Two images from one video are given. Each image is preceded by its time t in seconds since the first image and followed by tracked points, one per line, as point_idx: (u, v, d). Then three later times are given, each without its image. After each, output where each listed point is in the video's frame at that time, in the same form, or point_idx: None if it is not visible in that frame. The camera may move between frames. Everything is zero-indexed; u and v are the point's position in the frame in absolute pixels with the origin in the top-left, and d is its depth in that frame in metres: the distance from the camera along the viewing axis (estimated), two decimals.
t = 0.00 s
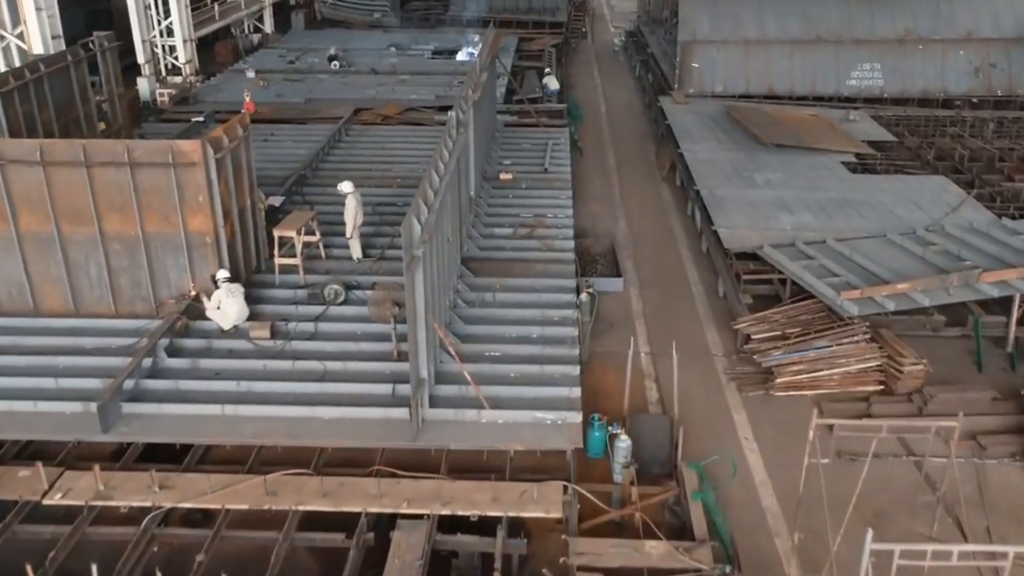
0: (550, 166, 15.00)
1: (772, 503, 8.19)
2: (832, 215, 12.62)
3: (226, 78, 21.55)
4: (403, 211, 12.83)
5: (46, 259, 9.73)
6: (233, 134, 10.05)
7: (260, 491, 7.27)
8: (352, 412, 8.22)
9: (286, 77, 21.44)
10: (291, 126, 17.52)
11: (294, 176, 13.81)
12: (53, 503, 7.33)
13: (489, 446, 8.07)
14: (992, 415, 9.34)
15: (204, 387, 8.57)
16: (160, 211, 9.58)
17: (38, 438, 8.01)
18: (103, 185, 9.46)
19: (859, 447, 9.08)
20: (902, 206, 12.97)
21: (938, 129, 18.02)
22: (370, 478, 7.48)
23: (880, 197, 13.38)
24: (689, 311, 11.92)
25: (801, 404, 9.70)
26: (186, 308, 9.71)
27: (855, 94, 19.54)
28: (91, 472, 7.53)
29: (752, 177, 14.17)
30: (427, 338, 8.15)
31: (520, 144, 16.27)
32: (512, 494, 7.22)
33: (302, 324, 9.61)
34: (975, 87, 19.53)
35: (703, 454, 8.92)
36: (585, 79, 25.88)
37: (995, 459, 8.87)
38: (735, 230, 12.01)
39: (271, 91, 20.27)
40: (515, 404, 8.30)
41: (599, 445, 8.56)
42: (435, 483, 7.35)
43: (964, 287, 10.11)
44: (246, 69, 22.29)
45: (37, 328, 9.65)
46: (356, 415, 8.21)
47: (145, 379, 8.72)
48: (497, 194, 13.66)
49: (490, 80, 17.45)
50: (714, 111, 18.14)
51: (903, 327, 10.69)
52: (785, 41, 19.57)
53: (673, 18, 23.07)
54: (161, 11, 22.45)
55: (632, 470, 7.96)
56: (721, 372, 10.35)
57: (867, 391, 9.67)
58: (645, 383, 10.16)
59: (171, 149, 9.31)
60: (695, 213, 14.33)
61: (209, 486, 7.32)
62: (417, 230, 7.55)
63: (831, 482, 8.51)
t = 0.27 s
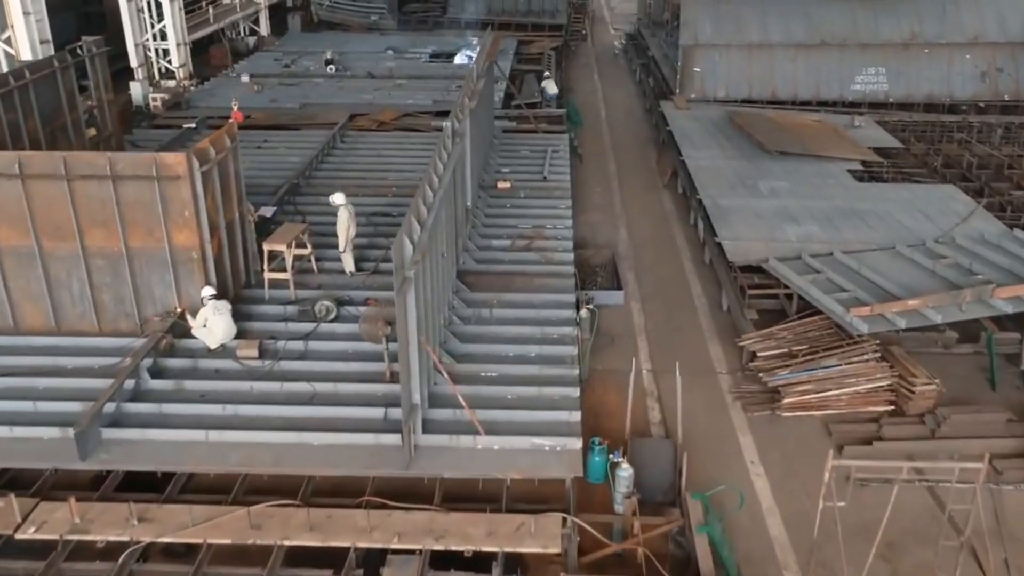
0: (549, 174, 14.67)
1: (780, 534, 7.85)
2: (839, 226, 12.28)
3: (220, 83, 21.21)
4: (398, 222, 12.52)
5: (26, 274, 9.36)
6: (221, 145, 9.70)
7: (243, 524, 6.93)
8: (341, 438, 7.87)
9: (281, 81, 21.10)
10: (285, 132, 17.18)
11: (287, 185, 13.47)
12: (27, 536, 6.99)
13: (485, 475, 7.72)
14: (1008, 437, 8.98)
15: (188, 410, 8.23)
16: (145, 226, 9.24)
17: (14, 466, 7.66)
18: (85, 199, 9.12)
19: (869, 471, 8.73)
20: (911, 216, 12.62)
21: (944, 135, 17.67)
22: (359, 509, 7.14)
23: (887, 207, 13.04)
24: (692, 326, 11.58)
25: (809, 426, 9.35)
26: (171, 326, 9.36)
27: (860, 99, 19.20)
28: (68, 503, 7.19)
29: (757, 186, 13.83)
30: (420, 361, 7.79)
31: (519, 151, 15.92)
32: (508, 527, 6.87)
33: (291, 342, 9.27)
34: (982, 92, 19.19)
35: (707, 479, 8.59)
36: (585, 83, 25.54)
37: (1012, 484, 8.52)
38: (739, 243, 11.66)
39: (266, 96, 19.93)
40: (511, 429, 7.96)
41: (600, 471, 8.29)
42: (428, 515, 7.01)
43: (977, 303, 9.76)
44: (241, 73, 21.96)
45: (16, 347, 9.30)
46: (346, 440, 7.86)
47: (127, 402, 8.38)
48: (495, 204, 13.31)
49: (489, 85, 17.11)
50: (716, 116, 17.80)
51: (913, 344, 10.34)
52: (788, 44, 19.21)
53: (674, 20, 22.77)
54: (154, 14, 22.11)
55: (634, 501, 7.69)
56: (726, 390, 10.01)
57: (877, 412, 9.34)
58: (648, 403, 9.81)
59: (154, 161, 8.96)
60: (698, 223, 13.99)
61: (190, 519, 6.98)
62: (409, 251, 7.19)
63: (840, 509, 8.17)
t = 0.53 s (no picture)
0: (548, 185, 14.28)
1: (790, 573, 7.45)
2: (847, 241, 11.91)
3: (213, 88, 20.83)
4: (392, 235, 12.14)
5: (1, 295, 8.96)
6: (205, 159, 9.30)
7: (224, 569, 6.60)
8: (328, 470, 7.47)
9: (276, 87, 20.71)
10: (278, 139, 16.80)
11: (278, 197, 13.10)
12: None
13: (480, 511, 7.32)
14: None
15: (168, 441, 7.84)
16: (125, 244, 8.85)
17: None
18: (62, 216, 8.72)
19: (884, 501, 8.31)
20: (921, 230, 12.24)
21: (952, 143, 17.28)
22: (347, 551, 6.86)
23: (897, 219, 12.65)
24: (696, 344, 11.20)
25: (819, 453, 8.95)
26: (152, 349, 8.97)
27: (866, 105, 18.81)
28: (38, 544, 6.80)
29: (761, 198, 13.45)
30: (411, 391, 7.40)
31: (517, 159, 15.54)
32: (503, 570, 6.62)
33: (278, 366, 8.91)
34: (989, 98, 18.82)
35: (713, 512, 8.21)
36: (585, 87, 25.17)
37: None
38: (745, 258, 11.29)
39: (260, 102, 19.55)
40: (507, 462, 7.59)
41: (601, 502, 7.94)
42: (419, 558, 6.72)
43: (994, 323, 9.36)
44: (235, 78, 21.57)
45: None
46: (333, 473, 7.47)
47: (104, 431, 7.98)
48: (492, 216, 12.93)
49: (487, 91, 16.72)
50: (719, 123, 17.41)
51: (926, 365, 9.96)
52: (792, 50, 18.81)
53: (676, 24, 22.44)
54: (146, 18, 21.71)
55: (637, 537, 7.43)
56: (731, 414, 9.63)
57: (890, 438, 8.95)
58: (650, 429, 9.43)
59: (134, 177, 8.56)
60: (701, 236, 13.60)
61: (168, 563, 6.61)
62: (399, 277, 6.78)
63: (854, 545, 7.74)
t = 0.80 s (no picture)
0: (547, 194, 13.95)
1: None
2: (855, 253, 11.57)
3: (207, 92, 20.49)
4: (387, 247, 11.82)
5: None
6: (191, 172, 8.96)
7: None
8: (317, 501, 7.14)
9: (271, 91, 20.38)
10: (272, 146, 16.47)
11: (269, 207, 12.76)
12: None
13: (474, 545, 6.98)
14: None
15: (150, 469, 7.51)
16: (108, 261, 8.52)
17: None
18: (42, 232, 8.38)
19: (896, 531, 7.98)
20: (930, 241, 11.90)
21: (960, 149, 16.94)
22: None
23: (905, 230, 12.29)
24: (699, 360, 10.86)
25: (828, 478, 8.62)
26: (136, 369, 8.62)
27: (871, 110, 18.47)
28: None
29: (766, 208, 13.10)
30: (404, 418, 7.06)
31: (516, 167, 15.20)
32: None
33: (267, 387, 8.56)
34: (996, 104, 18.31)
35: (718, 542, 7.87)
36: (585, 91, 24.85)
37: None
38: (750, 271, 10.97)
39: (254, 107, 19.21)
40: (504, 493, 7.27)
41: (602, 532, 7.61)
42: None
43: (1008, 341, 9.02)
44: (229, 82, 21.24)
45: None
46: (322, 504, 7.14)
47: (84, 458, 7.65)
48: (490, 227, 12.59)
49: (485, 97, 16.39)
50: (722, 129, 17.08)
51: (938, 385, 9.63)
52: (796, 54, 18.48)
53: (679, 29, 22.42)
54: (140, 21, 21.38)
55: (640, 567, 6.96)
56: (736, 435, 9.30)
57: (902, 462, 8.60)
58: (653, 451, 9.10)
59: (117, 192, 8.23)
60: (705, 246, 13.27)
61: None
62: (390, 301, 6.43)
63: None
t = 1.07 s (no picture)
0: (546, 203, 13.62)
1: None
2: (863, 266, 11.23)
3: (200, 97, 20.15)
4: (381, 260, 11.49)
5: None
6: (176, 186, 8.63)
7: None
8: (303, 534, 6.81)
9: (266, 95, 20.04)
10: (266, 152, 16.13)
11: (261, 217, 12.43)
12: None
13: None
14: None
15: (129, 498, 7.18)
16: (88, 279, 8.18)
17: None
18: (19, 249, 8.04)
19: (909, 561, 7.63)
20: (940, 254, 11.56)
21: (968, 155, 16.59)
22: None
23: (915, 242, 11.94)
24: (703, 377, 10.53)
25: (838, 505, 8.27)
26: (117, 391, 8.29)
27: (876, 116, 18.13)
28: None
29: (771, 218, 12.77)
30: (395, 449, 6.72)
31: (514, 174, 14.87)
32: None
33: (254, 410, 8.24)
34: (1004, 108, 18.05)
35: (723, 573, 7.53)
36: (585, 95, 24.53)
37: None
38: (754, 285, 10.63)
39: (248, 111, 18.87)
40: (500, 526, 6.94)
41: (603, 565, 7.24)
42: None
43: None
44: (224, 86, 20.90)
45: None
46: (308, 538, 6.80)
47: (61, 487, 7.31)
48: (487, 238, 12.26)
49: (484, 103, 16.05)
50: (725, 135, 16.73)
51: (951, 406, 9.28)
52: (800, 58, 18.14)
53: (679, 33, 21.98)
54: (133, 24, 21.05)
55: None
56: (742, 459, 8.96)
57: (916, 488, 8.26)
58: (655, 476, 8.76)
59: (96, 208, 7.90)
60: (708, 258, 12.93)
61: None
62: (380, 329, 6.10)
63: None
